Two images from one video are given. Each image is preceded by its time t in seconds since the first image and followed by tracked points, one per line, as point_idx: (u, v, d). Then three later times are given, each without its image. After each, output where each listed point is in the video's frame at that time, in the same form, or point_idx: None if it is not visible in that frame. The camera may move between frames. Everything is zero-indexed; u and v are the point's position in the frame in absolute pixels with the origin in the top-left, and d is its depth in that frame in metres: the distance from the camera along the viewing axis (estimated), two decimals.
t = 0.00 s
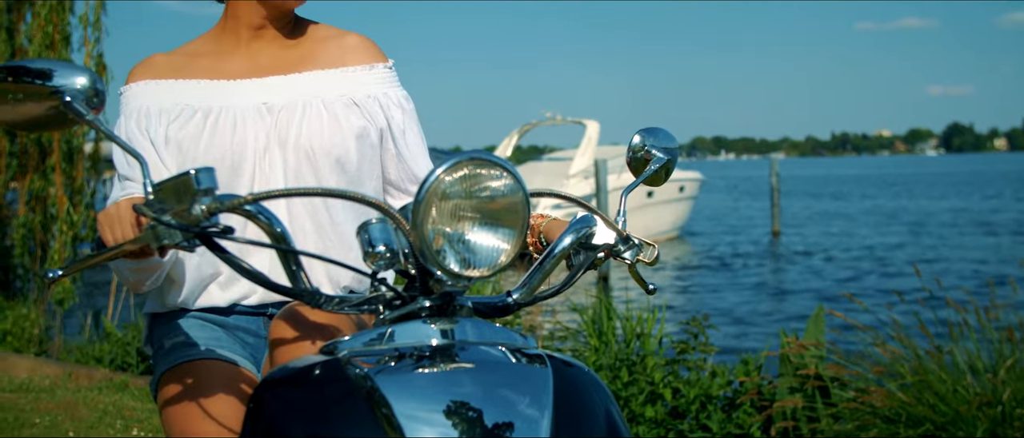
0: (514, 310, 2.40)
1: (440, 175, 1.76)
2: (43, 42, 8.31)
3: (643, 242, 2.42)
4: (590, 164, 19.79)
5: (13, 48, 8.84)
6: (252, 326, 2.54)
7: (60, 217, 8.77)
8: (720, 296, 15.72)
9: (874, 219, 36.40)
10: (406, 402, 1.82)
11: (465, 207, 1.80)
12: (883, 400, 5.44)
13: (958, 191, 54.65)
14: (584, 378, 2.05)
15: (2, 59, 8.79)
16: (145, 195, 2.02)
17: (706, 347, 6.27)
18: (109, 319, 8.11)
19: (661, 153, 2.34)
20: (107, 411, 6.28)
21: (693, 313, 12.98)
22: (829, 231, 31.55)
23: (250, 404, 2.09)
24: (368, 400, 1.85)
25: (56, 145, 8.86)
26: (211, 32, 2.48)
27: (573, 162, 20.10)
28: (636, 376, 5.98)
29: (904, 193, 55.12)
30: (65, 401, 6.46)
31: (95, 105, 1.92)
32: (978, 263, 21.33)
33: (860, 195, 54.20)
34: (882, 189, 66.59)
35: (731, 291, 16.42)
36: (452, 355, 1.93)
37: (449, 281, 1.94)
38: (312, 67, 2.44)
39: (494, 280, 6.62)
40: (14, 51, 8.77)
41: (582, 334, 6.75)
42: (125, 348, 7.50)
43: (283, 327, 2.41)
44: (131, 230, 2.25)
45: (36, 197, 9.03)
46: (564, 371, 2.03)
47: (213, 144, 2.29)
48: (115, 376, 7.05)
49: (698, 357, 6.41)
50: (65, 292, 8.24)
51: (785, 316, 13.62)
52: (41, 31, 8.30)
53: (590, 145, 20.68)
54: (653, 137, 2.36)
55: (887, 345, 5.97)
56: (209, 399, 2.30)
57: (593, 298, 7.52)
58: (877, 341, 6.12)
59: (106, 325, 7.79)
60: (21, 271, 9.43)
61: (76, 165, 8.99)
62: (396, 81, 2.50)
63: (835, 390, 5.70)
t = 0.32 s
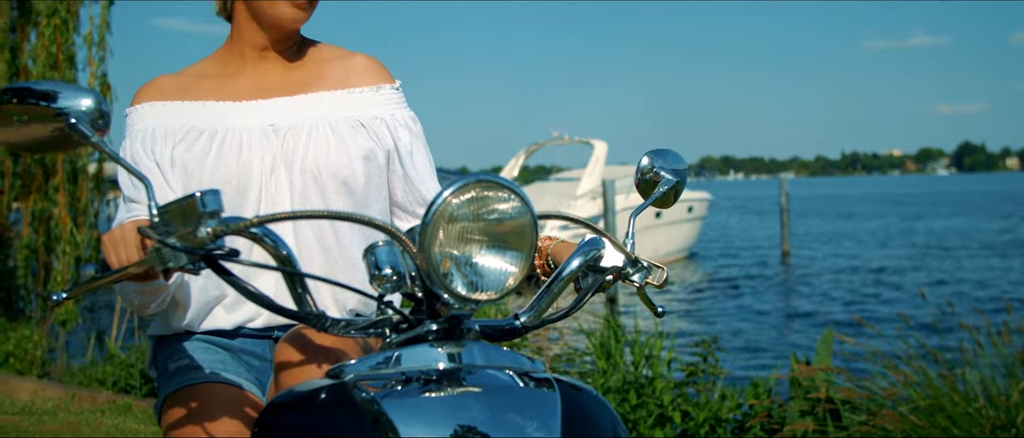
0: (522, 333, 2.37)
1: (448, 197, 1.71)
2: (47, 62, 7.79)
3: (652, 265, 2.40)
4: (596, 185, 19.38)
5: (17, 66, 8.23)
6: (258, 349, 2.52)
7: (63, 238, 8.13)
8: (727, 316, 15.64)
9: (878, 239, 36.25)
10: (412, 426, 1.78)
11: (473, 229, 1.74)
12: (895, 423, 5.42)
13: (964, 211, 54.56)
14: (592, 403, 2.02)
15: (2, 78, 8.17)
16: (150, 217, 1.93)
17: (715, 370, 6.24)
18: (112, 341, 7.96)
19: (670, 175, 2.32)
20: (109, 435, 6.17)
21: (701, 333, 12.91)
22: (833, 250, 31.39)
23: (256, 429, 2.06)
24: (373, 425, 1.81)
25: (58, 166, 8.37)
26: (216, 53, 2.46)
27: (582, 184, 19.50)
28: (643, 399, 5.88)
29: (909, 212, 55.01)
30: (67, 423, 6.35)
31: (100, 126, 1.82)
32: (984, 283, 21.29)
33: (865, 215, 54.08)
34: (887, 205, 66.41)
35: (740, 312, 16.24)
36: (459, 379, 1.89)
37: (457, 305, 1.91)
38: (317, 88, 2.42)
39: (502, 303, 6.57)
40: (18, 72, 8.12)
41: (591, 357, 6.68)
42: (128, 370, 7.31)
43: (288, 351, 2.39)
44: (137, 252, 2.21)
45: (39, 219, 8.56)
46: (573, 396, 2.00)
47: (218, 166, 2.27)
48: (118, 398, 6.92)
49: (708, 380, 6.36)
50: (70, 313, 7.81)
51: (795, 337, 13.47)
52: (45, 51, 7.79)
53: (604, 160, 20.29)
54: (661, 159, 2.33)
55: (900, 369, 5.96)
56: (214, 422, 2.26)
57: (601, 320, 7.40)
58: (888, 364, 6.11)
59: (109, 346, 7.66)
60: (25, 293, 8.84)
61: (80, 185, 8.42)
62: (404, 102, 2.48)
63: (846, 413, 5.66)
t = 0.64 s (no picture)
0: (532, 353, 2.33)
1: (457, 216, 1.66)
2: (52, 80, 7.28)
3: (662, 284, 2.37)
4: (606, 202, 18.97)
5: (23, 83, 7.74)
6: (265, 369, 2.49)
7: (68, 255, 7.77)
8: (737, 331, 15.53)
9: (887, 256, 36.00)
10: None
11: (482, 249, 1.70)
12: None
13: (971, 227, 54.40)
14: (602, 423, 2.00)
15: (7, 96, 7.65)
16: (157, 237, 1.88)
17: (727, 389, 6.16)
18: (117, 360, 7.76)
19: (681, 193, 2.29)
20: None
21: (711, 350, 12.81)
22: (843, 266, 31.16)
23: None
24: None
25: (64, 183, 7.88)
26: (219, 72, 2.45)
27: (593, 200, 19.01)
28: (655, 419, 5.85)
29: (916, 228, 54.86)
30: None
31: (107, 146, 1.78)
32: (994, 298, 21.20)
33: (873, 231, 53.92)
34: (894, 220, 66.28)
35: (750, 327, 16.08)
36: (467, 400, 1.86)
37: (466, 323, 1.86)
38: (320, 106, 2.40)
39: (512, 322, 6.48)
40: (23, 89, 7.65)
41: (600, 376, 6.62)
42: (133, 390, 7.11)
43: (296, 371, 2.35)
44: (144, 272, 2.16)
45: (45, 235, 8.15)
46: (582, 417, 1.98)
47: (223, 186, 2.25)
48: (123, 417, 6.77)
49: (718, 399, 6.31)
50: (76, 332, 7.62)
51: (807, 353, 13.32)
52: (50, 68, 7.29)
53: (616, 173, 19.99)
54: (672, 177, 2.30)
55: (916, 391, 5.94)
56: None
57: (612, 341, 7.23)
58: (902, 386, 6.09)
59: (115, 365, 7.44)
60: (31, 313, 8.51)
61: (88, 202, 7.94)
62: (409, 119, 2.45)
63: (860, 433, 5.60)
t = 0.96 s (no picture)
0: (541, 373, 2.30)
1: (465, 235, 1.61)
2: (58, 97, 7.05)
3: (673, 304, 2.34)
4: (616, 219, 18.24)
5: (28, 99, 7.39)
6: (272, 389, 2.46)
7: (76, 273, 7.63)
8: (745, 345, 15.46)
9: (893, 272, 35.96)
10: None
11: (491, 268, 1.64)
12: None
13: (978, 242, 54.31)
14: None
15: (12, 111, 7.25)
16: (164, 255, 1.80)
17: (737, 409, 6.19)
18: (121, 378, 7.55)
19: (691, 211, 2.26)
20: None
21: (719, 367, 12.74)
22: (850, 281, 30.98)
23: None
24: None
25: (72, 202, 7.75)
26: (223, 89, 2.44)
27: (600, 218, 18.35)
28: None
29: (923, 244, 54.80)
30: None
31: (114, 164, 1.73)
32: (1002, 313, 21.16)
33: (879, 247, 53.86)
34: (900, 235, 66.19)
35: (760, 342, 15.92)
36: (477, 421, 1.81)
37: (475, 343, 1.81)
38: (325, 122, 2.37)
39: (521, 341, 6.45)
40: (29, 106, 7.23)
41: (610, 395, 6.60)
42: (137, 408, 6.93)
43: (302, 391, 2.32)
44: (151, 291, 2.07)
45: (50, 252, 7.94)
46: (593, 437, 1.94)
47: (228, 203, 2.22)
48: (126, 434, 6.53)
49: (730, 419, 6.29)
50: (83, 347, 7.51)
51: (819, 368, 13.18)
52: (56, 85, 7.04)
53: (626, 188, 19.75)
54: (682, 196, 2.28)
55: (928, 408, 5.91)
56: None
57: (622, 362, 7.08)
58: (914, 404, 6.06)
59: (119, 384, 7.28)
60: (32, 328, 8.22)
61: (94, 218, 7.79)
62: (416, 134, 2.41)
63: None
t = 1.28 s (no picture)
0: (550, 394, 2.26)
1: (474, 254, 1.54)
2: (63, 113, 6.81)
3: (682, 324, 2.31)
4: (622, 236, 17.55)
5: (32, 115, 7.06)
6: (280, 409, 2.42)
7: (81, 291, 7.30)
8: (752, 361, 15.38)
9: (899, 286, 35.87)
10: None
11: (499, 287, 1.58)
12: None
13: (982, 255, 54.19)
14: None
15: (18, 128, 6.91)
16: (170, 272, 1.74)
17: (748, 428, 6.13)
18: (126, 396, 7.49)
19: (700, 230, 2.24)
20: None
21: (727, 385, 12.66)
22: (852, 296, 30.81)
23: None
24: None
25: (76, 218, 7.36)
26: (227, 107, 2.43)
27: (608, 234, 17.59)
28: None
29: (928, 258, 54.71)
30: None
31: (120, 182, 1.68)
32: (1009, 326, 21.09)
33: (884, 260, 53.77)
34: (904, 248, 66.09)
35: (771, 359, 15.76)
36: None
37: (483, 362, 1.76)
38: (332, 138, 2.35)
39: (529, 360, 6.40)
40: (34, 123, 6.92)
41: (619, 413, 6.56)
42: (141, 427, 6.86)
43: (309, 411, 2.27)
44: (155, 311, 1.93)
45: (54, 269, 7.63)
46: None
47: (237, 222, 2.19)
48: None
49: None
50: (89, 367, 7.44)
51: (829, 386, 13.08)
52: (61, 101, 6.83)
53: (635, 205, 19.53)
54: (691, 214, 2.25)
55: (940, 427, 5.86)
56: None
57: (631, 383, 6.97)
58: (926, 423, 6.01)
59: (123, 402, 7.22)
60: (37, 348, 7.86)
61: (100, 236, 7.48)
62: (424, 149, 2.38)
63: None
